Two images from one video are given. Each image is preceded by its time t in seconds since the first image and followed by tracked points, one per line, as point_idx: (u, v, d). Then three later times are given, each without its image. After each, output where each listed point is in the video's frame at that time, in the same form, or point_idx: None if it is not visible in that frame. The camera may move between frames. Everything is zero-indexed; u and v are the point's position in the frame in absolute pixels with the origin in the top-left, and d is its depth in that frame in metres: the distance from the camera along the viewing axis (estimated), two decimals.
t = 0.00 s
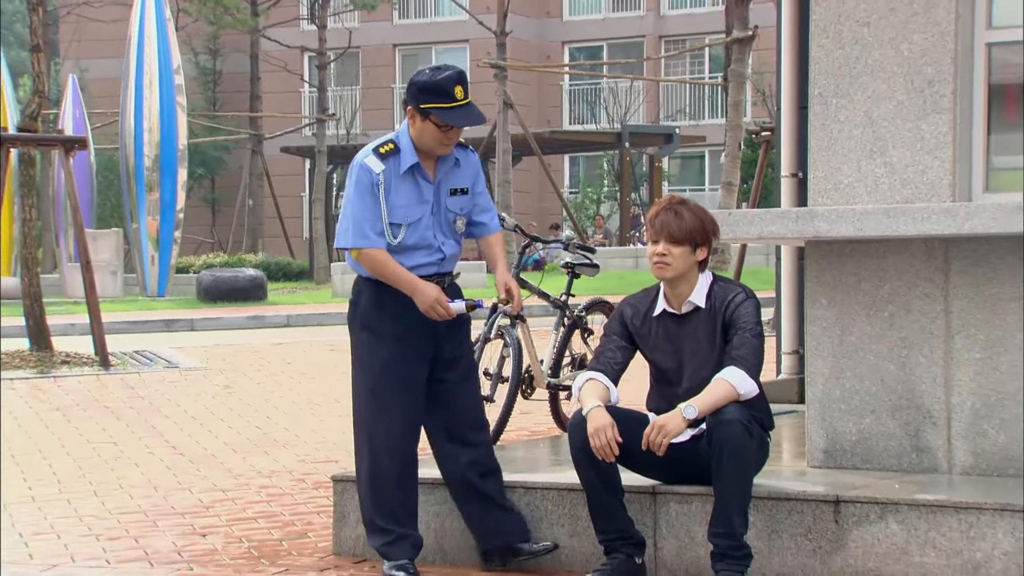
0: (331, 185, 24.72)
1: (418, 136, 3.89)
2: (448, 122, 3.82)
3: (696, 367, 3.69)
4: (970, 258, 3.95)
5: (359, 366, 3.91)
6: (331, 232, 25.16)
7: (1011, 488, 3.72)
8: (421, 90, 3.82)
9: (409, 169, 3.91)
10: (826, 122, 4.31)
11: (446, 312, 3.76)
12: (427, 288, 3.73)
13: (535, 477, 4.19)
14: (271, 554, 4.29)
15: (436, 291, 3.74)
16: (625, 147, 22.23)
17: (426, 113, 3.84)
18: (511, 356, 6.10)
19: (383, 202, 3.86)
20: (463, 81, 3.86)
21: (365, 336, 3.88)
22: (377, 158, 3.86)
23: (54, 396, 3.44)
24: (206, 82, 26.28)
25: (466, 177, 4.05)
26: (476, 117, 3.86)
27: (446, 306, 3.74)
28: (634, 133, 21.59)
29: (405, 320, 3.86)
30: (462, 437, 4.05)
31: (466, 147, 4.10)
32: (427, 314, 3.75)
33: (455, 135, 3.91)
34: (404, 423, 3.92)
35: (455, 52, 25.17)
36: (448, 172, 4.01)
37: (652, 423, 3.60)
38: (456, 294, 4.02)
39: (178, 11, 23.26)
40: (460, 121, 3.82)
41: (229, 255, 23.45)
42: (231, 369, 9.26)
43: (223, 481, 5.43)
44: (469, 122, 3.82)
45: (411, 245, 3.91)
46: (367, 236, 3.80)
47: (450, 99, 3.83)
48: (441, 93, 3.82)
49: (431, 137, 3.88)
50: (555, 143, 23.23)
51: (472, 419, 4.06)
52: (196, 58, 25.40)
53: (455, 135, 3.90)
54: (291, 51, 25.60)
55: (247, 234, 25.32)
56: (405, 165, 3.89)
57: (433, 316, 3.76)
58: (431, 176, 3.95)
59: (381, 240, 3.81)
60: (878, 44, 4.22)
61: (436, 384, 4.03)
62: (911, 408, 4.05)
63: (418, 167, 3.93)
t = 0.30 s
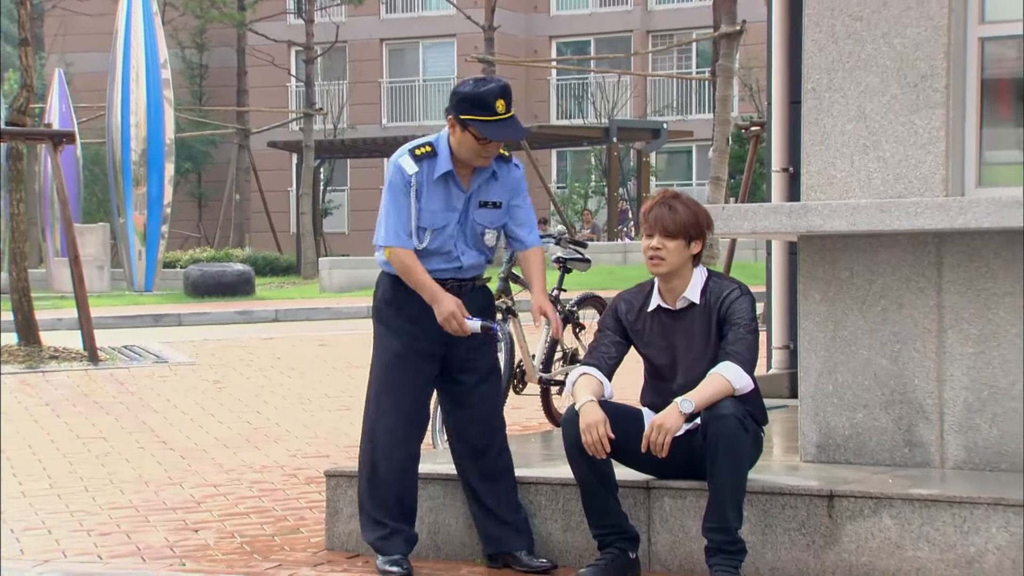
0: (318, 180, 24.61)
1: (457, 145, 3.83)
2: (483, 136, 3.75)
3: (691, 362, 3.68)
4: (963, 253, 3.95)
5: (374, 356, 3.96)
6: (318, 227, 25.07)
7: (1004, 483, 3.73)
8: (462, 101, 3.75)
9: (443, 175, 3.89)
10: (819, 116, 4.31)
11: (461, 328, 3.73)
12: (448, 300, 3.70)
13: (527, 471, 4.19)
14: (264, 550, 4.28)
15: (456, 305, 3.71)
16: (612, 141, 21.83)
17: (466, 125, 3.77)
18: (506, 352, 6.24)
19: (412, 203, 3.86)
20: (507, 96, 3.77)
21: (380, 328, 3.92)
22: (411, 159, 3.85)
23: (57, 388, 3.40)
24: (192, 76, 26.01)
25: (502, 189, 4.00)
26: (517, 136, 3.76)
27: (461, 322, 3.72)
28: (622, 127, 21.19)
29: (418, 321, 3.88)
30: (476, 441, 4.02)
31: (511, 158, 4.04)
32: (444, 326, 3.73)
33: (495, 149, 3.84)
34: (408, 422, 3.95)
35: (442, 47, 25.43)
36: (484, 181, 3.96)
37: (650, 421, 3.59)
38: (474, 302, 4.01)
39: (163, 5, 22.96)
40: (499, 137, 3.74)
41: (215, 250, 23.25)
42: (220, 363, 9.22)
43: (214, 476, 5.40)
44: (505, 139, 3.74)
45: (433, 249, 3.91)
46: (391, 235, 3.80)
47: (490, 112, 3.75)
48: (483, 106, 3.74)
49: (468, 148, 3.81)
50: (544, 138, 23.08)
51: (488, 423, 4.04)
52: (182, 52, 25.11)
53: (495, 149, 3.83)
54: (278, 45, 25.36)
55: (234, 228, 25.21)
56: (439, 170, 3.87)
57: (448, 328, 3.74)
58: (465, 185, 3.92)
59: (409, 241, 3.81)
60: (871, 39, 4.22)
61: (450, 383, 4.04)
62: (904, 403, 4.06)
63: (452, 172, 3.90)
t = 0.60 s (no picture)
0: (305, 174, 24.50)
1: (494, 161, 3.80)
2: (522, 156, 3.72)
3: (688, 358, 3.68)
4: (956, 247, 3.96)
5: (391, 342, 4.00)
6: (305, 222, 24.95)
7: (998, 478, 3.73)
8: (503, 119, 3.71)
9: (475, 186, 3.86)
10: (812, 110, 4.31)
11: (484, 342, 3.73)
12: (472, 311, 3.72)
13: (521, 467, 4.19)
14: (257, 545, 4.27)
15: (480, 318, 3.73)
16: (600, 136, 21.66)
17: (506, 144, 3.73)
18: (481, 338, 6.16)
19: (443, 211, 3.84)
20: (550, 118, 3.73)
21: (396, 318, 3.96)
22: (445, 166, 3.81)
23: (51, 378, 3.38)
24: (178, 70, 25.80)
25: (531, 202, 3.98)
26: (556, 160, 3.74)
27: (484, 335, 3.73)
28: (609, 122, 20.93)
29: (433, 321, 3.90)
30: (486, 434, 4.00)
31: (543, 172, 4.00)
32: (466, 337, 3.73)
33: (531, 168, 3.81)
34: (414, 415, 3.96)
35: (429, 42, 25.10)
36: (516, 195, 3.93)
37: (645, 416, 3.59)
38: (492, 311, 4.00)
39: None
40: (538, 159, 3.71)
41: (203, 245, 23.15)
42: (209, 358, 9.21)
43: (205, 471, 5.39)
44: (544, 160, 3.71)
45: (458, 256, 3.90)
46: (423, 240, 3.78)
47: (530, 132, 3.71)
48: (524, 126, 3.71)
49: (506, 166, 3.78)
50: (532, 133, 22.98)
51: (501, 416, 4.02)
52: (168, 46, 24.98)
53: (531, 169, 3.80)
54: (265, 39, 25.23)
55: (221, 223, 25.10)
56: (471, 181, 3.84)
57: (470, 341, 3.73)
58: (496, 197, 3.89)
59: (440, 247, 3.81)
60: (864, 33, 4.21)
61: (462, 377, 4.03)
62: (897, 397, 4.06)
63: (485, 182, 3.86)
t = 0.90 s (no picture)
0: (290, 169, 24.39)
1: (504, 164, 3.79)
2: (533, 159, 3.72)
3: (681, 355, 3.69)
4: (947, 242, 3.96)
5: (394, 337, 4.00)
6: (291, 217, 24.84)
7: (990, 472, 3.73)
8: (515, 121, 3.70)
9: (485, 189, 3.85)
10: (805, 105, 4.30)
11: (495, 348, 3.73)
12: (485, 319, 3.70)
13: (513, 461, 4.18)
14: (249, 541, 4.25)
15: (493, 324, 3.71)
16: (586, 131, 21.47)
17: (516, 147, 3.73)
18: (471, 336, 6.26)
19: (454, 214, 3.83)
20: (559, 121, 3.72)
21: (400, 312, 3.96)
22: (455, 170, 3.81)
23: (40, 372, 3.21)
24: (163, 64, 25.75)
25: (540, 203, 3.97)
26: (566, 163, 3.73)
27: (496, 343, 3.72)
28: (596, 117, 20.85)
29: (436, 316, 3.90)
30: (483, 428, 3.99)
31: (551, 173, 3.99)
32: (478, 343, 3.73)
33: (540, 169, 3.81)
34: (416, 410, 3.96)
35: (415, 37, 25.02)
36: (525, 196, 3.92)
37: (638, 410, 3.59)
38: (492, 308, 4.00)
39: None
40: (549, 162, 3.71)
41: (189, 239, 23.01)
42: (197, 352, 9.17)
43: (195, 466, 5.37)
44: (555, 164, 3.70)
45: (467, 259, 3.89)
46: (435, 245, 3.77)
47: (541, 134, 3.71)
48: (534, 129, 3.70)
49: (517, 168, 3.78)
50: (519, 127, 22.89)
51: (499, 410, 4.01)
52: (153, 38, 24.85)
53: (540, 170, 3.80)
54: (250, 33, 25.08)
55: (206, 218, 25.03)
56: (481, 184, 3.83)
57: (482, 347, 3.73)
58: (505, 198, 3.88)
59: (451, 249, 3.80)
60: (855, 28, 4.21)
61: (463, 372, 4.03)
62: (889, 392, 4.06)
63: (494, 185, 3.85)
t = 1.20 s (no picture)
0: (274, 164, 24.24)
1: (496, 159, 3.78)
2: (524, 154, 3.71)
3: (671, 351, 3.70)
4: (937, 237, 3.96)
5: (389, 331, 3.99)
6: (275, 212, 24.69)
7: (980, 467, 3.73)
8: (506, 116, 3.70)
9: (478, 184, 3.84)
10: (794, 101, 4.30)
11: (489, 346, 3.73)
12: (479, 315, 3.69)
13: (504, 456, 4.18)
14: (238, 537, 4.23)
15: (487, 321, 3.71)
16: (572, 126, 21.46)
17: (507, 141, 3.72)
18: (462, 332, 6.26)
19: (448, 209, 3.83)
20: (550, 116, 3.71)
21: (396, 305, 3.96)
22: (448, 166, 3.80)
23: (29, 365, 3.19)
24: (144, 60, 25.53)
25: (533, 199, 3.96)
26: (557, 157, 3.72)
27: (490, 339, 3.71)
28: (581, 113, 20.78)
29: (432, 310, 3.89)
30: (476, 423, 3.98)
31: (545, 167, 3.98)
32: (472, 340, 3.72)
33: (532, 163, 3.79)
34: (410, 405, 3.94)
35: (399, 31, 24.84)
36: (518, 191, 3.91)
37: (629, 404, 3.59)
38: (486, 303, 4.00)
39: None
40: (539, 156, 3.70)
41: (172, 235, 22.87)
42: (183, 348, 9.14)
43: (183, 462, 5.34)
44: (545, 159, 3.69)
45: (460, 253, 3.89)
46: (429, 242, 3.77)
47: (531, 130, 3.70)
48: (525, 124, 3.69)
49: (508, 163, 3.77)
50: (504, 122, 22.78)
51: (492, 405, 4.00)
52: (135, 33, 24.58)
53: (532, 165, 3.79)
54: (233, 27, 24.88)
55: (189, 213, 24.90)
56: (474, 179, 3.82)
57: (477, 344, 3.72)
58: (498, 194, 3.87)
59: (447, 244, 3.78)
60: (846, 23, 4.21)
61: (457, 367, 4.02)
62: (878, 387, 4.06)
63: (488, 181, 3.84)
